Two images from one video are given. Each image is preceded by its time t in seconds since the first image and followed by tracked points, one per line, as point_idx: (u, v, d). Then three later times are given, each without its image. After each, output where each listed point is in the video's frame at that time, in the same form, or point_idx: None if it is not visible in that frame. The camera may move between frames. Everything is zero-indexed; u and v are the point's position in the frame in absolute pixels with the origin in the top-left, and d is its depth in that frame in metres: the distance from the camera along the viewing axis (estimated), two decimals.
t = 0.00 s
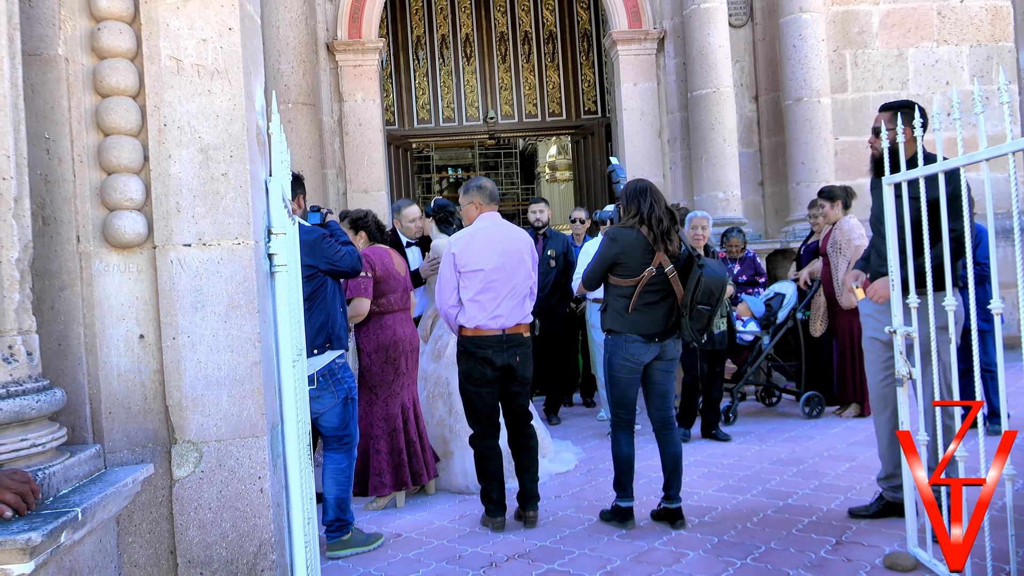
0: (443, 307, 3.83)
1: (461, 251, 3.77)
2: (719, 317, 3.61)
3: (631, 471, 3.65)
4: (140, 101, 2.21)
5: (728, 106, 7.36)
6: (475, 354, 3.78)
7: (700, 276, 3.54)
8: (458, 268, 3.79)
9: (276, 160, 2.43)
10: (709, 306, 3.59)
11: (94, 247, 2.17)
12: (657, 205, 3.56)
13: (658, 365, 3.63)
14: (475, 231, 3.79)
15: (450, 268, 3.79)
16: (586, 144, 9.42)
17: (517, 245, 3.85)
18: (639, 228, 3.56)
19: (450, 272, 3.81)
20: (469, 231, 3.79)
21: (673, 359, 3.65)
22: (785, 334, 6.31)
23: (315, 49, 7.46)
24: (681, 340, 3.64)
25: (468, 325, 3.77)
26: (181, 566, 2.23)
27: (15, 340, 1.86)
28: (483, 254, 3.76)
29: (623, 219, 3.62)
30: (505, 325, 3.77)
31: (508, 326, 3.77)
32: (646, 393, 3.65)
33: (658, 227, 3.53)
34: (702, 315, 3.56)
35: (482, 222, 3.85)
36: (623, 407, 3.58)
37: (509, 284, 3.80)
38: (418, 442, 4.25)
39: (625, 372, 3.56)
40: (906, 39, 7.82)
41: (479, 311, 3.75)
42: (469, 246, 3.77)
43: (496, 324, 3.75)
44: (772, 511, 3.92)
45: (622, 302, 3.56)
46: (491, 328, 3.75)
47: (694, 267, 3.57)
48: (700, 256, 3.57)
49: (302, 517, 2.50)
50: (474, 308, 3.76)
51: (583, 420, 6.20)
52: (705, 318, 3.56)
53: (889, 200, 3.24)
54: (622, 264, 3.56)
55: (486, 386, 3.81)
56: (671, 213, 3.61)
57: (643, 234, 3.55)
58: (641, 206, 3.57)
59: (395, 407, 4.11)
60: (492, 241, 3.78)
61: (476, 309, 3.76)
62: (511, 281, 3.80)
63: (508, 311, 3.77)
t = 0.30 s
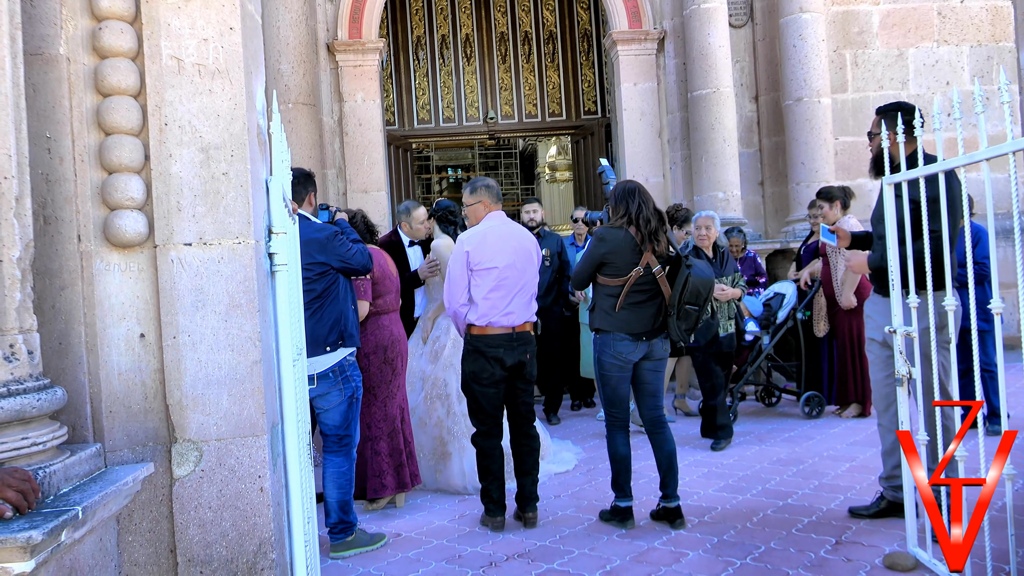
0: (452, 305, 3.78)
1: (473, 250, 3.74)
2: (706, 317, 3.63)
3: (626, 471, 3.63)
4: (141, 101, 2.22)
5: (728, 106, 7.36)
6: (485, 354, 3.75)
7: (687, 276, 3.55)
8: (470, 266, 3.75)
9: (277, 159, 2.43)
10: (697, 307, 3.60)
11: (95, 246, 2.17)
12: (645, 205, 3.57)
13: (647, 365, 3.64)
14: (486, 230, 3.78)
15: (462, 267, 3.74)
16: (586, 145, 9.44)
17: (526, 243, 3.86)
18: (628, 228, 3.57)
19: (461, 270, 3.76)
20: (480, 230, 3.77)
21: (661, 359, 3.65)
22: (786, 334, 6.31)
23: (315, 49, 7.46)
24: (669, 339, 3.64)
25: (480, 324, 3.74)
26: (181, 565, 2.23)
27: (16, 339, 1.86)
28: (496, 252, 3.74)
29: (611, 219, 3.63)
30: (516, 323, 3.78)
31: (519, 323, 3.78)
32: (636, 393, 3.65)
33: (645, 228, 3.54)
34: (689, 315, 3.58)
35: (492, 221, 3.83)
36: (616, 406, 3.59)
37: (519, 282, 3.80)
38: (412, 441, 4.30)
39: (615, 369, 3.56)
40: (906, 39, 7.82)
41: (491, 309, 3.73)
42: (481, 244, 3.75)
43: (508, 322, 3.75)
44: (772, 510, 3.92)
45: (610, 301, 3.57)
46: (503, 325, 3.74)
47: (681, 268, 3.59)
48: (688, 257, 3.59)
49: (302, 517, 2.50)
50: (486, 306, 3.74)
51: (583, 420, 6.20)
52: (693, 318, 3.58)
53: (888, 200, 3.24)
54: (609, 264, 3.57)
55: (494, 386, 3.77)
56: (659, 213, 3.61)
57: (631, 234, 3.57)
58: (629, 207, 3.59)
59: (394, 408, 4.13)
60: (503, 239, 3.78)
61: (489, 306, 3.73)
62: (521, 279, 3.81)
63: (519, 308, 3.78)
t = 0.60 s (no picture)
0: (465, 303, 3.67)
1: (488, 246, 3.69)
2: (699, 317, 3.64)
3: (625, 471, 3.62)
4: (140, 100, 2.21)
5: (727, 107, 7.36)
6: (497, 354, 3.71)
7: (680, 276, 3.56)
8: (483, 262, 3.69)
9: (276, 158, 2.43)
10: (690, 307, 3.61)
11: (94, 245, 2.17)
12: (638, 206, 3.56)
13: (642, 365, 3.64)
14: (499, 228, 3.75)
15: (476, 263, 3.66)
16: (585, 145, 9.53)
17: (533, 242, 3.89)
18: (621, 229, 3.57)
19: (475, 267, 3.67)
20: (492, 227, 3.73)
21: (656, 358, 3.65)
22: (786, 334, 6.30)
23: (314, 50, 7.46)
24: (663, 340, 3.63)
25: (493, 321, 3.69)
26: (180, 564, 2.23)
27: (14, 338, 1.86)
28: (509, 250, 3.72)
29: (604, 220, 3.63)
30: (527, 321, 3.78)
31: (528, 322, 3.78)
32: (632, 393, 3.66)
33: (638, 229, 3.54)
34: (682, 315, 3.59)
35: (499, 219, 3.81)
36: (612, 406, 3.59)
37: (529, 280, 3.81)
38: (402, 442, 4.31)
39: (609, 369, 3.56)
40: (906, 39, 7.83)
41: (505, 306, 3.69)
42: (495, 241, 3.71)
43: (520, 319, 3.74)
44: (771, 510, 3.92)
45: (604, 301, 3.58)
46: (516, 323, 3.72)
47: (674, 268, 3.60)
48: (680, 257, 3.60)
49: (301, 516, 2.50)
50: (499, 303, 3.69)
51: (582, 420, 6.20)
52: (686, 319, 3.59)
53: (887, 200, 3.24)
54: (603, 264, 3.57)
55: (502, 385, 3.72)
56: (652, 213, 3.61)
57: (624, 234, 3.57)
58: (622, 208, 3.59)
59: (385, 409, 4.13)
60: (514, 237, 3.77)
61: (503, 304, 3.69)
62: (530, 277, 3.82)
63: (529, 306, 3.79)
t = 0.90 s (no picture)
0: (479, 298, 3.59)
1: (501, 242, 3.67)
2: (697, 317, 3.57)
3: (625, 471, 3.62)
4: (139, 99, 2.21)
5: (726, 107, 7.36)
6: (509, 351, 3.66)
7: (676, 276, 3.52)
8: (495, 258, 3.65)
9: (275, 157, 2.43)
10: (686, 308, 3.53)
11: (92, 244, 2.17)
12: (634, 206, 3.56)
13: (641, 365, 3.63)
14: (507, 225, 3.75)
15: (490, 258, 3.62)
16: (585, 145, 9.40)
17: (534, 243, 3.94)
18: (617, 230, 3.57)
19: (489, 262, 3.62)
20: (501, 224, 3.73)
21: (655, 359, 3.64)
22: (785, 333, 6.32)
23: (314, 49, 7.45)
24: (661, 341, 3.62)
25: (506, 317, 3.64)
26: (178, 564, 2.23)
27: (12, 337, 1.85)
28: (519, 247, 3.73)
29: (601, 221, 3.64)
30: (535, 319, 3.77)
31: (536, 321, 3.77)
32: (631, 393, 3.66)
33: (634, 229, 3.54)
34: (679, 316, 3.53)
35: (505, 218, 3.81)
36: (611, 406, 3.58)
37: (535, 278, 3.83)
38: (386, 446, 4.15)
39: (608, 368, 3.56)
40: (906, 39, 7.84)
41: (516, 303, 3.67)
42: (505, 237, 3.70)
43: (529, 317, 3.72)
44: (770, 511, 3.92)
45: (601, 302, 3.58)
46: (527, 320, 3.70)
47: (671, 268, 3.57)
48: (676, 258, 3.57)
49: (300, 517, 2.50)
50: (511, 300, 3.65)
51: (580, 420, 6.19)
52: (683, 319, 3.53)
53: (887, 200, 3.23)
54: (599, 265, 3.57)
55: (511, 385, 3.67)
56: (649, 214, 3.61)
57: (620, 235, 3.57)
58: (618, 209, 3.59)
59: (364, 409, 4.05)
60: (521, 236, 3.78)
61: (515, 300, 3.65)
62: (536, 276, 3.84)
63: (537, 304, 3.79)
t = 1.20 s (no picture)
0: (474, 303, 3.57)
1: (497, 247, 3.65)
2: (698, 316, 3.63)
3: (625, 471, 3.62)
4: (138, 98, 2.20)
5: (726, 107, 7.36)
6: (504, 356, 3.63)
7: (677, 276, 3.58)
8: (491, 263, 3.63)
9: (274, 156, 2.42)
10: (688, 307, 3.59)
11: (91, 244, 2.16)
12: (637, 206, 3.57)
13: (643, 365, 3.63)
14: (504, 229, 3.74)
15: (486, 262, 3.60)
16: (584, 145, 9.38)
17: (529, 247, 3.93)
18: (620, 229, 3.57)
19: (484, 266, 3.60)
20: (498, 228, 3.71)
21: (658, 358, 3.64)
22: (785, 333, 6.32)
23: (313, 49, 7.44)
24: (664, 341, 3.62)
25: (500, 322, 3.62)
26: (177, 564, 2.22)
27: (10, 337, 1.85)
28: (515, 251, 3.71)
29: (603, 221, 3.63)
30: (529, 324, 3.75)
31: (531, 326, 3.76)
32: (633, 393, 3.66)
33: (638, 229, 3.54)
34: (681, 315, 3.57)
35: (501, 222, 3.80)
36: (612, 406, 3.58)
37: (530, 283, 3.81)
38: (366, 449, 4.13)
39: (609, 368, 3.57)
40: (905, 39, 7.84)
41: (511, 308, 3.64)
42: (502, 242, 3.68)
43: (524, 322, 3.70)
44: (768, 511, 3.92)
45: (606, 301, 3.57)
46: (521, 325, 3.68)
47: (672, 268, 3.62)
48: (677, 257, 3.61)
49: (299, 517, 2.49)
50: (506, 305, 3.63)
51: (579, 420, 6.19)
52: (685, 319, 3.58)
53: (887, 199, 3.23)
54: (604, 265, 3.56)
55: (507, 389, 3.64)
56: (651, 213, 3.62)
57: (623, 235, 3.56)
58: (621, 208, 3.59)
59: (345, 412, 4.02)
60: (517, 240, 3.77)
61: (510, 305, 3.63)
62: (531, 281, 3.83)
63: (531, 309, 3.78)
